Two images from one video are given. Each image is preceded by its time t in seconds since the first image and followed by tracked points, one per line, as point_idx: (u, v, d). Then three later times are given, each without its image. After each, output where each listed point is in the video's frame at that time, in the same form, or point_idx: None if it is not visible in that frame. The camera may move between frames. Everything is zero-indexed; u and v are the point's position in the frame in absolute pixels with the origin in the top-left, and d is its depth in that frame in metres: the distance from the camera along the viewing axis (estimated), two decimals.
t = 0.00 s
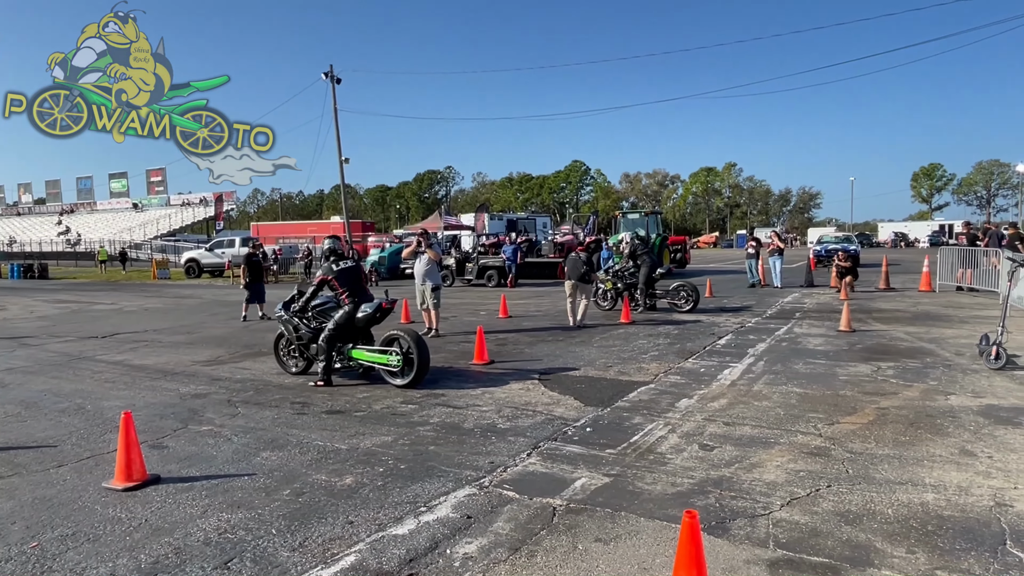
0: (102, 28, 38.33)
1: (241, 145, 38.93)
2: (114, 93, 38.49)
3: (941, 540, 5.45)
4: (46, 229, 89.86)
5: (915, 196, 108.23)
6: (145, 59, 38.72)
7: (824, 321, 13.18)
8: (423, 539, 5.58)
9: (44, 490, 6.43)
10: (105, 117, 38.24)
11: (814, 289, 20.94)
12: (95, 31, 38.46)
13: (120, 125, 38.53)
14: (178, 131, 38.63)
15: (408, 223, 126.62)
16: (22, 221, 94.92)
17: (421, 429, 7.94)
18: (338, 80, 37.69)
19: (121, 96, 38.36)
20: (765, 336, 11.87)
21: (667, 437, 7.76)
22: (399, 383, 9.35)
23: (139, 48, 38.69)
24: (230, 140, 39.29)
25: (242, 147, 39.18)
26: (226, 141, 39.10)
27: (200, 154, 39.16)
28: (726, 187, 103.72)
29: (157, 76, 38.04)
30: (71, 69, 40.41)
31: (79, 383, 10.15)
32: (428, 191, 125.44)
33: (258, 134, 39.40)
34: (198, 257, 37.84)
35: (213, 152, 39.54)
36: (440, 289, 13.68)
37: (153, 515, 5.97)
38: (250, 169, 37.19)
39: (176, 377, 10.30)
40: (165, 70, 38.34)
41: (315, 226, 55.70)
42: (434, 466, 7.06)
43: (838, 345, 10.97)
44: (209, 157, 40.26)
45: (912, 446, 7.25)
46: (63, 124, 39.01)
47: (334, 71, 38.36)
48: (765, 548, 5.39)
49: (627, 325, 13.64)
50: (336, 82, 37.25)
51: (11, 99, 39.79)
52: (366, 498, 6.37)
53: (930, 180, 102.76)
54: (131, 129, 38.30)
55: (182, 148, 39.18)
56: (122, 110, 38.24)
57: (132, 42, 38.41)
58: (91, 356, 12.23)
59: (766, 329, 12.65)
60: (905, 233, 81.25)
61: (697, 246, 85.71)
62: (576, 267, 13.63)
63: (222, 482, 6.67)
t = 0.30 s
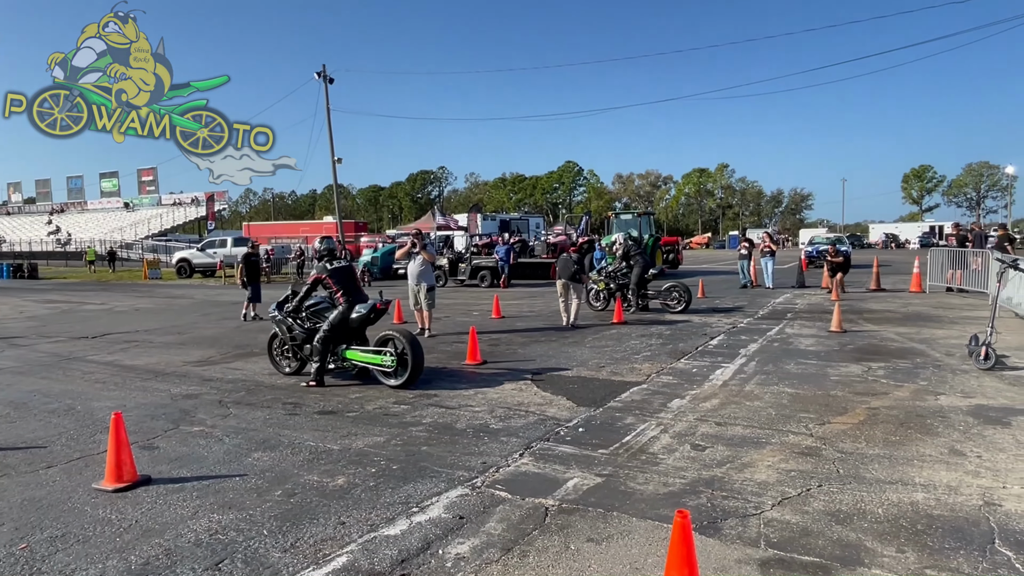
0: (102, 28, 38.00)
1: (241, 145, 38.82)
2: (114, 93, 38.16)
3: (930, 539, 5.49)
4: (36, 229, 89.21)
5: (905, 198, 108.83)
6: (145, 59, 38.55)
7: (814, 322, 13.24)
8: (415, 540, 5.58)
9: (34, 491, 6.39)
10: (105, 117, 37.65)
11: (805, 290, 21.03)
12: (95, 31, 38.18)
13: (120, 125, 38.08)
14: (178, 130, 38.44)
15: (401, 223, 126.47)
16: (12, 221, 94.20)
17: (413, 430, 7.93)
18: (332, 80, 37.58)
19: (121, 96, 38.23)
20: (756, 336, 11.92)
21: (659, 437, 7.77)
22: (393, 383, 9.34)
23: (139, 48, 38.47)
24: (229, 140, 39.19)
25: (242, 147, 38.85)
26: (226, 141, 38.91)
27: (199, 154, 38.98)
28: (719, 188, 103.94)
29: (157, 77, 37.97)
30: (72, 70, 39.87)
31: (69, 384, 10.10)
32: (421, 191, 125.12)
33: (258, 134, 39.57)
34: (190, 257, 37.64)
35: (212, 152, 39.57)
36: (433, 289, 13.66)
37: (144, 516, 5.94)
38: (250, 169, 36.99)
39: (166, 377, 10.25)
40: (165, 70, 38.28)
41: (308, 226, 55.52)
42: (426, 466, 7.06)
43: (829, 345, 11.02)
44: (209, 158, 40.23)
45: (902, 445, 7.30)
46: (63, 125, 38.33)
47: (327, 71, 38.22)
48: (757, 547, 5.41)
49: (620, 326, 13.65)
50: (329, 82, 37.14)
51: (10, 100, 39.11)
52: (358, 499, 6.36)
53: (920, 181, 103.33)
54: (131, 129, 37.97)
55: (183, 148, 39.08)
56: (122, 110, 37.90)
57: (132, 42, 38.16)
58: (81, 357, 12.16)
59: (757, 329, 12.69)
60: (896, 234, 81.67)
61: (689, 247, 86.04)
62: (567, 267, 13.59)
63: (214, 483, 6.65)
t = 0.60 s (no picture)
0: (102, 28, 37.78)
1: (240, 145, 38.26)
2: (114, 93, 37.92)
3: (919, 538, 5.53)
4: (24, 227, 88.40)
5: (893, 199, 109.56)
6: (145, 59, 38.49)
7: (805, 322, 13.29)
8: (406, 540, 5.57)
9: (22, 492, 6.34)
10: (105, 117, 37.23)
11: (795, 290, 21.12)
12: (95, 31, 37.94)
13: (119, 125, 37.45)
14: (178, 130, 37.36)
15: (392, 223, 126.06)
16: None
17: (405, 430, 7.91)
18: (323, 79, 37.39)
19: (121, 96, 37.89)
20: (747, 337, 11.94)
21: (650, 437, 7.78)
22: (386, 383, 9.30)
23: (139, 48, 38.52)
24: (230, 139, 37.91)
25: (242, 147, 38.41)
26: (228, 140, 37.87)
27: (200, 155, 37.40)
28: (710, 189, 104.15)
29: (157, 77, 38.01)
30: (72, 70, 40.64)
31: (58, 383, 10.04)
32: (412, 191, 124.77)
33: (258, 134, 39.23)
34: (180, 256, 37.41)
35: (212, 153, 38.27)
36: (425, 288, 13.76)
37: (133, 517, 5.90)
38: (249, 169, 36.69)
39: (156, 377, 10.19)
40: (165, 70, 38.21)
41: (299, 225, 55.33)
42: (417, 466, 7.05)
43: (819, 346, 11.06)
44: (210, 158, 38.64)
45: (891, 445, 7.35)
46: (63, 124, 37.97)
47: (319, 70, 38.02)
48: (747, 547, 5.43)
49: (612, 326, 13.65)
50: (320, 81, 37.00)
51: (9, 100, 38.85)
52: (349, 500, 6.34)
53: (909, 182, 103.95)
54: (131, 129, 37.23)
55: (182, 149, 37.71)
56: (122, 110, 37.41)
57: (132, 42, 38.12)
58: (70, 357, 12.07)
59: (748, 329, 12.73)
60: (885, 234, 82.17)
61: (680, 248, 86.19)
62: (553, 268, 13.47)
63: (203, 484, 6.62)
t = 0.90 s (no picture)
0: (102, 28, 37.44)
1: (240, 145, 38.16)
2: (114, 93, 37.60)
3: (906, 536, 5.58)
4: (10, 225, 87.46)
5: (881, 199, 110.36)
6: (145, 59, 37.90)
7: (794, 321, 13.36)
8: (396, 540, 5.56)
9: (7, 494, 6.28)
10: (105, 117, 37.17)
11: (784, 290, 21.23)
12: (95, 31, 37.65)
13: (120, 125, 37.44)
14: (178, 130, 37.19)
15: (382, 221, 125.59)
16: None
17: (395, 429, 7.88)
18: (312, 76, 37.12)
19: (121, 96, 37.59)
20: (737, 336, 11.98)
21: (640, 436, 7.79)
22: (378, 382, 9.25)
23: (139, 48, 37.86)
24: (229, 139, 37.69)
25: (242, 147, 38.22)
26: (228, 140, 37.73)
27: (200, 155, 37.10)
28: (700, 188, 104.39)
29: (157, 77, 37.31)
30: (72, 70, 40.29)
31: (44, 383, 9.95)
32: (403, 189, 124.42)
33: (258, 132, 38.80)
34: (168, 255, 37.13)
35: (212, 153, 38.04)
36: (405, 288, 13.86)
37: (120, 518, 5.86)
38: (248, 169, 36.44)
39: (144, 377, 10.12)
40: (165, 70, 37.53)
41: (288, 224, 54.99)
42: (407, 466, 7.04)
43: (808, 345, 11.12)
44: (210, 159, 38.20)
45: (878, 444, 7.41)
46: (63, 124, 38.50)
47: (308, 67, 37.75)
48: (736, 546, 5.46)
49: (602, 326, 13.65)
50: (310, 79, 36.79)
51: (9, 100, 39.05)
52: (339, 500, 6.33)
53: (897, 182, 104.64)
54: (131, 129, 37.16)
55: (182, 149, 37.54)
56: (122, 110, 37.28)
57: (132, 42, 37.66)
58: (56, 356, 11.96)
59: (737, 328, 12.77)
60: (872, 234, 82.80)
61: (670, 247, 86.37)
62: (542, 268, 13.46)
63: (192, 484, 6.59)
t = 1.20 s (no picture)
0: (101, 28, 37.04)
1: (240, 145, 37.86)
2: (114, 93, 37.19)
3: (892, 533, 5.62)
4: None
5: (867, 199, 111.32)
6: (145, 59, 37.43)
7: (782, 320, 13.44)
8: (385, 538, 5.54)
9: None
10: (105, 117, 36.57)
11: (772, 288, 21.38)
12: (95, 31, 37.13)
13: (119, 126, 36.72)
14: (179, 131, 36.70)
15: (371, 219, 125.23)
16: None
17: (384, 427, 7.84)
18: (303, 75, 36.78)
19: (121, 96, 37.14)
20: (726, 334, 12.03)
21: (629, 434, 7.80)
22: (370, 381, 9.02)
23: (139, 48, 37.50)
24: (230, 140, 37.33)
25: (242, 147, 37.77)
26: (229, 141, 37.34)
27: (200, 155, 36.59)
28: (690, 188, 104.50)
29: (157, 77, 36.87)
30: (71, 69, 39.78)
31: (28, 382, 9.83)
32: (392, 187, 123.98)
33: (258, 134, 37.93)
34: (154, 253, 36.84)
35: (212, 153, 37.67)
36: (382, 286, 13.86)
37: (106, 518, 5.80)
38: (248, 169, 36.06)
39: (130, 375, 10.03)
40: (165, 70, 37.12)
41: (276, 223, 54.60)
42: (396, 464, 7.01)
43: (795, 343, 11.18)
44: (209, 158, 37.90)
45: (864, 441, 7.47)
46: (63, 124, 37.63)
47: (296, 64, 37.39)
48: (724, 542, 5.48)
49: (592, 324, 13.65)
50: (300, 77, 36.61)
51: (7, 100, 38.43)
52: (327, 498, 6.31)
53: (884, 182, 105.55)
54: (130, 128, 36.40)
55: (182, 149, 37.00)
56: (122, 110, 36.81)
57: (132, 42, 37.21)
58: (40, 354, 11.83)
59: (726, 327, 12.82)
60: (858, 233, 83.57)
61: (660, 246, 86.76)
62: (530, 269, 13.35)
63: (178, 483, 6.54)
